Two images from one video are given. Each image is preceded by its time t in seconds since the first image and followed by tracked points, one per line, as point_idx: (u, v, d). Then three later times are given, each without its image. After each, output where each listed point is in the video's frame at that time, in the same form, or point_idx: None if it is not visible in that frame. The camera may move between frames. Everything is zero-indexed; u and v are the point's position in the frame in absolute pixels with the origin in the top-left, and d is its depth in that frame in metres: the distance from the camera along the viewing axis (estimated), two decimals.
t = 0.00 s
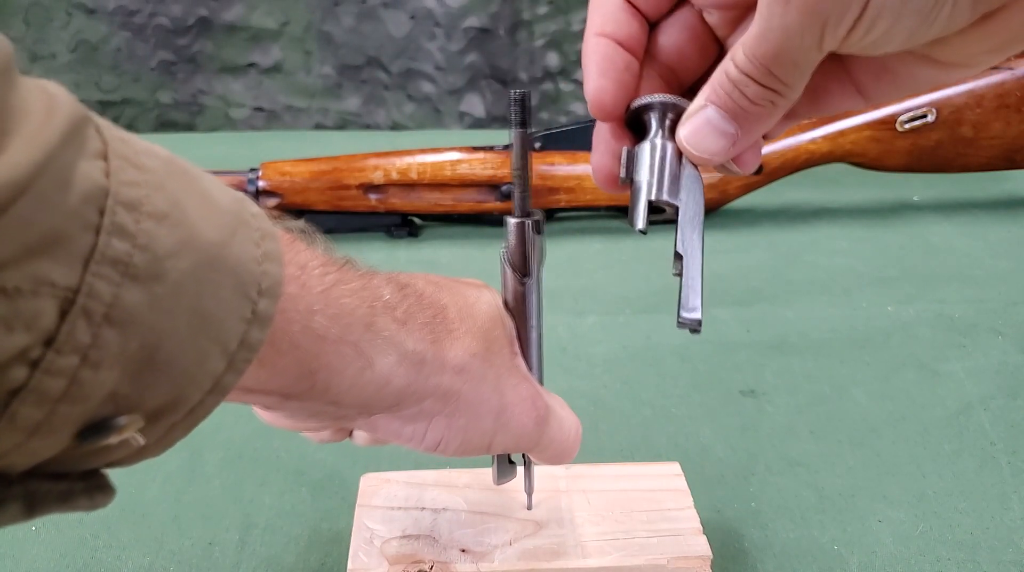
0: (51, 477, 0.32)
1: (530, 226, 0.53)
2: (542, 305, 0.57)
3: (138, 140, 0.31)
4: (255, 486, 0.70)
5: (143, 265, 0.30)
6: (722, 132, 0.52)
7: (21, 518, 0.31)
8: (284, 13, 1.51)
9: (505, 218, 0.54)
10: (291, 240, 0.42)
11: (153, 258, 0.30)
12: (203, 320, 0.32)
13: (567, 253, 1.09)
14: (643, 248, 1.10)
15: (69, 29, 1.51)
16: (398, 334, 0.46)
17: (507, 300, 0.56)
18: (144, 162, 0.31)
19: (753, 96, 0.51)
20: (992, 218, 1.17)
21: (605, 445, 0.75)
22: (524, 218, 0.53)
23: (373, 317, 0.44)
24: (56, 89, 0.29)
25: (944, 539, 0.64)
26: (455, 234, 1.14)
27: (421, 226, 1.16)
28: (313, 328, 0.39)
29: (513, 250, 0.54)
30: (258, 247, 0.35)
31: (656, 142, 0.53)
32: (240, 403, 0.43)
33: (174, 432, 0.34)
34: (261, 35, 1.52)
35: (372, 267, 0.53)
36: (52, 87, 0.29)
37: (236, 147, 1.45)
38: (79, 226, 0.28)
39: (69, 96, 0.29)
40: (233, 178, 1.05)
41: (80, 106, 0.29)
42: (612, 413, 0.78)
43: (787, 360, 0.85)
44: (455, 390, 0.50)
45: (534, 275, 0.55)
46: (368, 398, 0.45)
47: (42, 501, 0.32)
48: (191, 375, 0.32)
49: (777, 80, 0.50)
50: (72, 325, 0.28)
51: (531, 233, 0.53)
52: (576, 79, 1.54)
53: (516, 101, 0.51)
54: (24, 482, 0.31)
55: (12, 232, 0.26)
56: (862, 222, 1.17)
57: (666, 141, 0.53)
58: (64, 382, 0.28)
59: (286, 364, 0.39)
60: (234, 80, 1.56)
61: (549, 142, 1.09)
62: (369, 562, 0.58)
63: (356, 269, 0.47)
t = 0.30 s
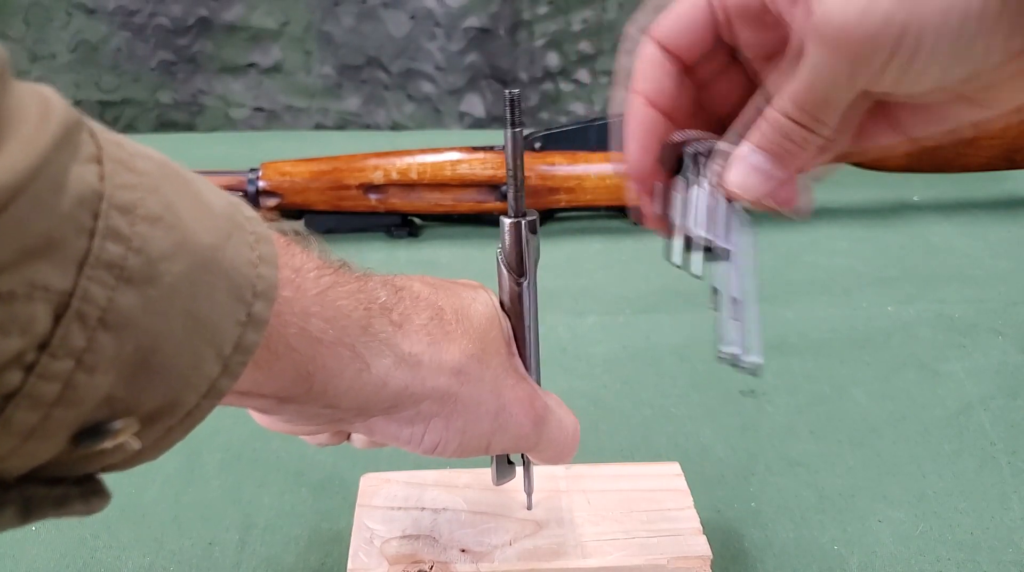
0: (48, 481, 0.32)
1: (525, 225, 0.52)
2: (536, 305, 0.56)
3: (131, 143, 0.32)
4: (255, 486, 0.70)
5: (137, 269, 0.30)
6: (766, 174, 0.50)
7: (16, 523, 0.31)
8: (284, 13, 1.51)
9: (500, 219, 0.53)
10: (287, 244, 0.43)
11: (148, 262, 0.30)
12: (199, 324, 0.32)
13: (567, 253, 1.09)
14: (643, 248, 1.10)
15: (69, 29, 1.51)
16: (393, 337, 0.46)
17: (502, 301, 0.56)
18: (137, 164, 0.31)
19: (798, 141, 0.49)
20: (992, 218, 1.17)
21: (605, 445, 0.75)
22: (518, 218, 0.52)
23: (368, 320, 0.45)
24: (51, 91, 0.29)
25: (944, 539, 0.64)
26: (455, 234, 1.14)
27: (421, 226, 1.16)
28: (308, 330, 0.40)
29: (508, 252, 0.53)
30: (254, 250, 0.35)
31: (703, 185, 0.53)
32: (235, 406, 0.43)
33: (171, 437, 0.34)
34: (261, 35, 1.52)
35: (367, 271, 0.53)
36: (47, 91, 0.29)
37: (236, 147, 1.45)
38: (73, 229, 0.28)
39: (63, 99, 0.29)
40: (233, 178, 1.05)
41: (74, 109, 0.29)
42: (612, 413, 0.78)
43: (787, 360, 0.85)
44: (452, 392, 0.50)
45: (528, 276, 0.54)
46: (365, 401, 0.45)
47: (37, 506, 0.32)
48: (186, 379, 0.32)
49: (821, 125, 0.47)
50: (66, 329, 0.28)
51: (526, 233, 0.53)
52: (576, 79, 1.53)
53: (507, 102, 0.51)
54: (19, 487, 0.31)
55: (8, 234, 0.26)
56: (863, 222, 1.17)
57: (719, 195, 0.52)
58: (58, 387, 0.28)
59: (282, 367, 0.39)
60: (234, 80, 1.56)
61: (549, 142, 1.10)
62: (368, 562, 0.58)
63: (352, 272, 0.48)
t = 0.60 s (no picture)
0: (44, 481, 0.33)
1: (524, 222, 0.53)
2: (536, 303, 0.57)
3: (126, 141, 0.33)
4: (255, 486, 0.70)
5: (133, 266, 0.32)
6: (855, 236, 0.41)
7: (15, 520, 0.32)
8: (284, 13, 1.51)
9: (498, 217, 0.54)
10: (283, 240, 0.43)
11: (143, 260, 0.32)
12: (195, 321, 0.34)
13: (567, 254, 1.09)
14: (643, 248, 1.10)
15: (69, 29, 1.51)
16: (391, 334, 0.46)
17: (502, 297, 0.56)
18: (132, 163, 0.33)
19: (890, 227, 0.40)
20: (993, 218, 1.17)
21: (605, 445, 0.75)
22: (517, 215, 0.53)
23: (366, 317, 0.45)
24: (46, 91, 0.30)
25: (944, 539, 0.64)
26: (455, 234, 1.14)
27: (421, 226, 1.16)
28: (305, 327, 0.41)
29: (507, 248, 0.54)
30: (248, 248, 0.37)
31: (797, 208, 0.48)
32: (237, 403, 0.44)
33: (168, 432, 0.35)
34: (261, 35, 1.52)
35: (367, 268, 0.53)
36: (40, 88, 0.30)
37: (236, 147, 1.45)
38: (69, 228, 0.30)
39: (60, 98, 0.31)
40: (233, 178, 1.05)
41: (69, 109, 0.31)
42: (612, 413, 0.78)
43: (787, 360, 0.86)
44: (451, 388, 0.49)
45: (527, 273, 0.54)
46: (363, 397, 0.45)
47: (35, 504, 0.33)
48: (182, 374, 0.34)
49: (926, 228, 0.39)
50: (62, 325, 0.30)
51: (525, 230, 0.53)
52: (575, 79, 1.53)
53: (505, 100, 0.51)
54: (16, 485, 0.32)
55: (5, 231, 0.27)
56: (863, 222, 1.17)
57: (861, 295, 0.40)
58: (55, 382, 0.30)
59: (281, 364, 0.40)
60: (234, 80, 1.56)
61: (549, 142, 1.09)
62: (369, 562, 0.58)
63: (350, 268, 0.48)
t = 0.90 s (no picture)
0: (49, 465, 0.32)
1: (530, 215, 0.53)
2: (540, 297, 0.57)
3: (131, 125, 0.31)
4: (256, 486, 0.70)
5: (137, 252, 0.30)
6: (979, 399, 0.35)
7: (19, 506, 0.31)
8: (284, 13, 1.50)
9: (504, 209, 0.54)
10: (286, 230, 0.42)
11: (147, 245, 0.30)
12: (200, 309, 0.32)
13: (567, 254, 1.09)
14: (643, 248, 1.10)
15: (69, 29, 1.51)
16: (396, 324, 0.46)
17: (506, 291, 0.56)
18: (137, 148, 0.31)
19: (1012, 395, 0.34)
20: (992, 218, 1.17)
21: (605, 445, 0.75)
22: (522, 208, 0.53)
23: (370, 307, 0.44)
24: (50, 75, 0.29)
25: (944, 539, 0.64)
26: (455, 234, 1.14)
27: (421, 226, 1.16)
28: (309, 317, 0.40)
29: (512, 240, 0.54)
30: (254, 234, 0.34)
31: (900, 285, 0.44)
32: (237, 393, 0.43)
33: (170, 421, 0.34)
34: (261, 35, 1.52)
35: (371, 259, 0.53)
36: (47, 74, 0.29)
37: (236, 148, 1.45)
38: (72, 212, 0.28)
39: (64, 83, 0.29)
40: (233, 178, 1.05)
41: (73, 91, 0.29)
42: (612, 413, 0.79)
43: (787, 360, 0.86)
44: (455, 380, 0.49)
45: (532, 267, 0.55)
46: (365, 388, 0.44)
47: (40, 490, 0.32)
48: (186, 363, 0.33)
49: None
50: (65, 311, 0.28)
51: (530, 223, 0.54)
52: (575, 79, 1.53)
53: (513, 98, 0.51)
54: (21, 470, 0.31)
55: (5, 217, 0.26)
56: (862, 222, 1.17)
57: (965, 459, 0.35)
58: (58, 368, 0.29)
59: (283, 354, 0.39)
60: (234, 80, 1.56)
61: (549, 142, 1.08)
62: (369, 562, 0.58)
63: (353, 258, 0.47)
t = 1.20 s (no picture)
0: (47, 455, 0.32)
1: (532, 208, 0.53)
2: (541, 290, 0.56)
3: (132, 111, 0.31)
4: (255, 486, 0.70)
5: (140, 238, 0.30)
6: None
7: (17, 497, 0.31)
8: (284, 13, 1.50)
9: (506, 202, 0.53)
10: (290, 219, 0.42)
11: (150, 231, 0.30)
12: (202, 296, 0.33)
13: (566, 253, 1.09)
14: (642, 248, 1.10)
15: (69, 29, 1.51)
16: (398, 316, 0.45)
17: (507, 285, 0.56)
18: (139, 133, 0.31)
19: None
20: (992, 217, 1.17)
21: (605, 445, 0.75)
22: (525, 200, 0.52)
23: (372, 298, 0.44)
24: (52, 57, 0.29)
25: (944, 539, 0.64)
26: (455, 234, 1.14)
27: (421, 226, 1.16)
28: (311, 307, 0.39)
29: (514, 232, 0.54)
30: (256, 223, 0.35)
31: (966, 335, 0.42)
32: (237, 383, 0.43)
33: (172, 410, 0.34)
34: (261, 35, 1.52)
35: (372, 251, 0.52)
36: (47, 55, 0.28)
37: (236, 148, 1.45)
38: (75, 196, 0.28)
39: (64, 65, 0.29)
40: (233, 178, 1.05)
41: (74, 75, 0.29)
42: (612, 413, 0.78)
43: (787, 360, 0.85)
44: (456, 373, 0.49)
45: (534, 259, 0.55)
46: (367, 379, 0.44)
47: (39, 481, 0.31)
48: (188, 351, 0.33)
49: None
50: (67, 297, 0.28)
51: (532, 215, 0.53)
52: (575, 79, 1.53)
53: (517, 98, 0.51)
54: (20, 460, 0.31)
55: (9, 199, 0.25)
56: (862, 222, 1.17)
57: None
58: (59, 355, 0.29)
59: (285, 344, 0.39)
60: (234, 80, 1.56)
61: (548, 142, 1.08)
62: (368, 562, 0.58)
63: (355, 249, 0.47)
